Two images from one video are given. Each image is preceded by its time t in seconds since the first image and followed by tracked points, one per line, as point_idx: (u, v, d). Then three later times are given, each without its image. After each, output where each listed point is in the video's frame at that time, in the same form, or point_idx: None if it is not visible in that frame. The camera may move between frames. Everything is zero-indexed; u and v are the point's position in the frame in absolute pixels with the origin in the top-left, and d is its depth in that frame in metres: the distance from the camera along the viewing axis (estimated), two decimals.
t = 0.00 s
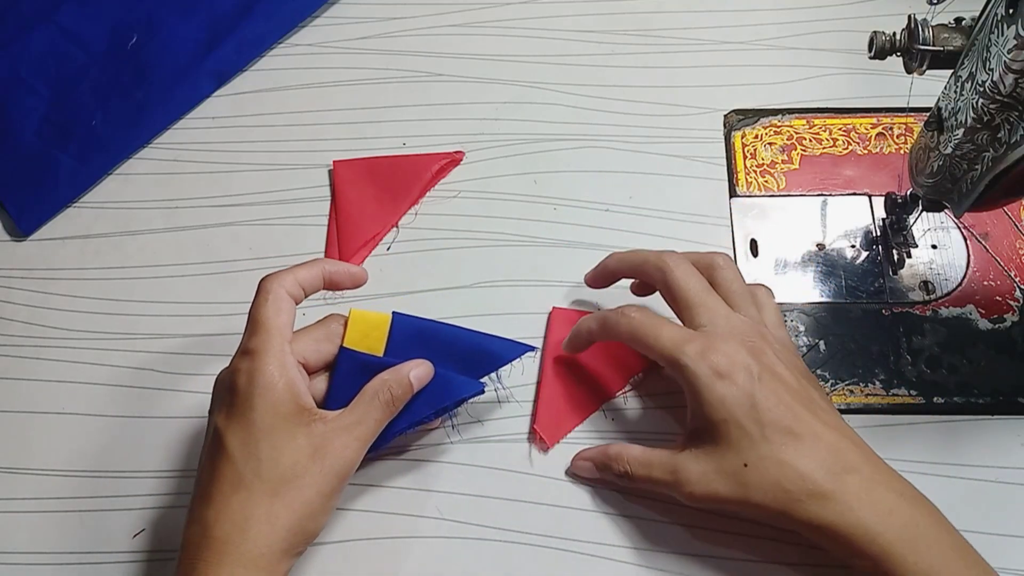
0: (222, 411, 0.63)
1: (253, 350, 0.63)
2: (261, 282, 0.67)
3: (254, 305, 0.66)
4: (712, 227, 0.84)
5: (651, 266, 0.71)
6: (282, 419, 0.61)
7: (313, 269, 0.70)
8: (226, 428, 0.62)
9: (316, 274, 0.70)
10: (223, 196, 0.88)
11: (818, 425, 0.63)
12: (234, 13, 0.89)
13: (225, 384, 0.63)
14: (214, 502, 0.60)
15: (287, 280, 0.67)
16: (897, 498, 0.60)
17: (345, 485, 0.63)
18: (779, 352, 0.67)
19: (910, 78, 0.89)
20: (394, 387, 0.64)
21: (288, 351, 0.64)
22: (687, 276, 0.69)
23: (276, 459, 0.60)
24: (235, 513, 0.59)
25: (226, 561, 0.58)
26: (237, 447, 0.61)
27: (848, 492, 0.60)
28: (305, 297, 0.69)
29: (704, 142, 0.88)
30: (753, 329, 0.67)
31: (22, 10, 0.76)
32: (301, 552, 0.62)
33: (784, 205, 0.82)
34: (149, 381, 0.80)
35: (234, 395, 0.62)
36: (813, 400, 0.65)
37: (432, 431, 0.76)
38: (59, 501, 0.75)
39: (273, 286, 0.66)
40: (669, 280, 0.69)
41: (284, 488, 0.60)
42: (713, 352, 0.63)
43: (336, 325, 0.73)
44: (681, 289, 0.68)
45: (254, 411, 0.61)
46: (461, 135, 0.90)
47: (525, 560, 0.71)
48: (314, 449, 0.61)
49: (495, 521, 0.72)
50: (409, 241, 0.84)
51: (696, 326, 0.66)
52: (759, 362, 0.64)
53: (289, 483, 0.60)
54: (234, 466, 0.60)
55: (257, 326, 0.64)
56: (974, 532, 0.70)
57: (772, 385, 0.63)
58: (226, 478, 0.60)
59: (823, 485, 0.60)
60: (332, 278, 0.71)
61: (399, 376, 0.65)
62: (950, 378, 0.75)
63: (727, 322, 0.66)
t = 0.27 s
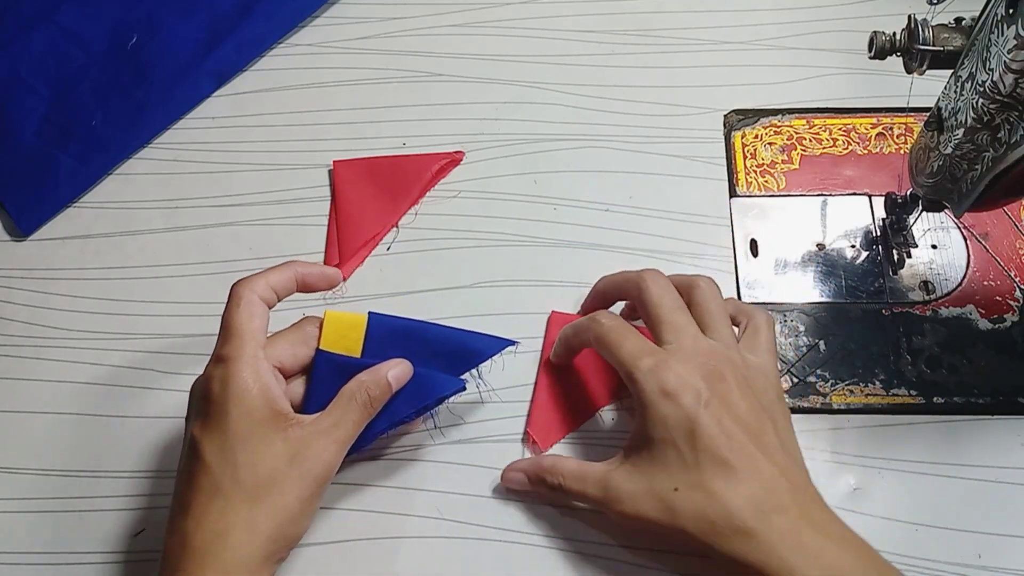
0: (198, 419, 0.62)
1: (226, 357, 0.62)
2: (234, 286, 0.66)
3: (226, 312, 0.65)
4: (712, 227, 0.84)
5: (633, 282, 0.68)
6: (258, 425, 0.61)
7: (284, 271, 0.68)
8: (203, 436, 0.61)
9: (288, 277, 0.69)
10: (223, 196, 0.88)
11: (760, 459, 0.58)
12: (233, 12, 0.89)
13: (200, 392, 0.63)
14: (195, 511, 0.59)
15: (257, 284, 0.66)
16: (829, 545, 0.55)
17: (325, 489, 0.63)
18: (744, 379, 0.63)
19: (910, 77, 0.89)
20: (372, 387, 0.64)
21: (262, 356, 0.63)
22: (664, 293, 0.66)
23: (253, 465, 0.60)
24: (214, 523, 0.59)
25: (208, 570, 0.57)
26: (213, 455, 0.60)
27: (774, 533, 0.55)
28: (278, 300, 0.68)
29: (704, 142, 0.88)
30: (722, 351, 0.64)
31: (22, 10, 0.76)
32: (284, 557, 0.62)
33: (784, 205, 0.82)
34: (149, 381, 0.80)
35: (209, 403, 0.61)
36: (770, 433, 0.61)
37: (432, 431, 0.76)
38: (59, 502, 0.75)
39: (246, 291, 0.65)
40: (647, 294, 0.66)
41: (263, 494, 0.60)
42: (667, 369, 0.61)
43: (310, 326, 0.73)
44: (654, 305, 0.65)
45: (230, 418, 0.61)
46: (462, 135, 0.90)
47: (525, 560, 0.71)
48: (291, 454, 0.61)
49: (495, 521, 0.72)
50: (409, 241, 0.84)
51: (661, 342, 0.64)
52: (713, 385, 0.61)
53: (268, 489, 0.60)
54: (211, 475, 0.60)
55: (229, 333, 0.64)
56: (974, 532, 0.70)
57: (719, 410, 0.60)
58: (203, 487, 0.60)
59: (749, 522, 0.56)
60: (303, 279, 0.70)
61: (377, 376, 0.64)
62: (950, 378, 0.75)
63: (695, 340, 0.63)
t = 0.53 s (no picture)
0: (186, 424, 0.63)
1: (212, 363, 0.63)
2: (219, 293, 0.67)
3: (212, 317, 0.66)
4: (710, 228, 0.84)
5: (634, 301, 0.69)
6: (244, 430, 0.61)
7: (270, 276, 0.68)
8: (190, 442, 0.62)
9: (275, 282, 0.69)
10: (224, 197, 0.89)
11: (745, 482, 0.59)
12: (235, 14, 0.90)
13: (188, 397, 0.64)
14: (183, 516, 0.60)
15: (243, 290, 0.66)
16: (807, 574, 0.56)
17: (313, 493, 0.63)
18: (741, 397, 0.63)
19: (908, 78, 0.89)
20: (357, 391, 0.63)
21: (249, 361, 0.64)
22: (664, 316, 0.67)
23: (240, 470, 0.60)
24: (200, 529, 0.60)
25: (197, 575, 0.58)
26: (200, 460, 0.61)
27: (749, 557, 0.56)
28: (265, 305, 0.69)
29: (702, 142, 0.88)
30: (722, 365, 0.64)
31: (24, 10, 0.77)
32: (274, 560, 0.63)
33: (782, 205, 0.83)
34: (152, 380, 0.80)
35: (195, 409, 0.62)
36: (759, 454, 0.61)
37: (432, 431, 0.76)
38: (62, 499, 0.76)
39: (231, 298, 0.66)
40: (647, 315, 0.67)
41: (250, 499, 0.60)
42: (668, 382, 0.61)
43: (299, 330, 0.73)
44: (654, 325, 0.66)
45: (216, 424, 0.61)
46: (462, 136, 0.90)
47: (525, 558, 0.71)
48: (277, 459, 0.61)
49: (496, 520, 0.73)
50: (410, 241, 0.85)
51: (663, 355, 0.64)
52: (709, 403, 0.61)
53: (255, 494, 0.60)
54: (199, 481, 0.61)
55: (215, 339, 0.64)
56: (972, 530, 0.71)
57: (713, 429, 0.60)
58: (191, 492, 0.61)
59: (726, 542, 0.57)
60: (290, 283, 0.70)
61: (364, 380, 0.63)
62: (948, 378, 0.75)
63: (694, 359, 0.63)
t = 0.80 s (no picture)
0: (188, 431, 0.63)
1: (217, 370, 0.63)
2: (228, 296, 0.67)
3: (220, 323, 0.66)
4: (712, 227, 0.84)
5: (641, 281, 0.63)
6: (246, 438, 0.61)
7: (280, 282, 0.69)
8: (192, 448, 0.62)
9: (284, 287, 0.69)
10: (223, 196, 0.88)
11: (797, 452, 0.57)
12: (234, 12, 0.89)
13: (192, 403, 0.64)
14: (182, 522, 0.60)
15: (252, 296, 0.66)
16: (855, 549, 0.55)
17: (315, 503, 0.63)
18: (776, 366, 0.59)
19: (910, 77, 0.89)
20: (362, 399, 0.63)
21: (254, 368, 0.64)
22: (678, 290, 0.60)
23: (240, 478, 0.60)
24: (198, 536, 0.59)
25: None
26: (201, 467, 0.61)
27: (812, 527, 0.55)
28: (273, 310, 0.69)
29: (704, 142, 0.88)
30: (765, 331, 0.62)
31: (24, 10, 0.75)
32: (272, 570, 0.62)
33: (783, 205, 0.82)
34: (150, 380, 0.80)
35: (199, 415, 0.62)
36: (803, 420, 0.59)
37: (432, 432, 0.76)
38: (59, 501, 0.75)
39: (240, 302, 0.66)
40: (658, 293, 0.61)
41: (249, 508, 0.60)
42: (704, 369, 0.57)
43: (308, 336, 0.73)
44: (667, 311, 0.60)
45: (218, 431, 0.61)
46: (462, 135, 0.90)
47: (525, 560, 0.71)
48: (279, 468, 0.60)
49: (496, 521, 0.72)
50: (410, 241, 0.84)
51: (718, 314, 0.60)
52: (751, 381, 0.57)
53: (255, 502, 0.60)
54: (199, 488, 0.60)
55: (221, 345, 0.64)
56: (974, 532, 0.70)
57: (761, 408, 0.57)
58: (191, 499, 0.60)
59: (782, 516, 0.56)
60: (300, 289, 0.70)
61: (371, 389, 0.63)
62: (950, 378, 0.75)
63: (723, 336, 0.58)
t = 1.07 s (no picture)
0: (243, 409, 0.62)
1: (278, 351, 0.62)
2: (292, 279, 0.66)
3: (283, 304, 0.65)
4: (711, 227, 0.84)
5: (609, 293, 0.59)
6: (296, 424, 0.59)
7: (344, 269, 0.67)
8: (244, 428, 0.61)
9: (347, 274, 0.67)
10: (223, 196, 0.88)
11: (816, 396, 0.56)
12: (234, 12, 0.89)
13: (250, 382, 0.62)
14: (224, 502, 0.59)
15: (316, 281, 0.65)
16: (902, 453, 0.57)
17: (357, 499, 0.60)
18: (766, 315, 0.57)
19: (909, 78, 0.89)
20: (417, 402, 0.60)
21: (314, 353, 0.62)
22: (647, 303, 0.58)
23: (286, 464, 0.58)
24: (238, 517, 0.58)
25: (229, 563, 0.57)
26: (249, 447, 0.60)
27: (841, 464, 0.56)
28: (335, 297, 0.67)
29: (703, 142, 0.88)
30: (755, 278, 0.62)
31: (24, 11, 0.75)
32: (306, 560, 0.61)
33: (783, 204, 0.82)
34: (150, 380, 0.80)
35: (252, 395, 0.61)
36: (810, 356, 0.57)
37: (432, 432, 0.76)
38: (59, 501, 0.75)
39: (303, 284, 0.65)
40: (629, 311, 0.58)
41: (290, 495, 0.58)
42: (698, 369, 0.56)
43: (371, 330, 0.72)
44: (641, 326, 0.57)
45: (270, 413, 0.59)
46: (462, 135, 0.90)
47: (525, 560, 0.71)
48: (326, 458, 0.58)
49: (496, 521, 0.72)
50: (409, 241, 0.84)
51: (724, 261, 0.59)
52: (748, 348, 0.55)
53: (296, 491, 0.58)
54: (246, 467, 0.59)
55: (283, 326, 0.63)
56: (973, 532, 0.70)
57: (766, 368, 0.55)
58: (236, 479, 0.59)
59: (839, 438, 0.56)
60: (362, 278, 0.68)
61: (426, 394, 0.60)
62: (950, 378, 0.75)
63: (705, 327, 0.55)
